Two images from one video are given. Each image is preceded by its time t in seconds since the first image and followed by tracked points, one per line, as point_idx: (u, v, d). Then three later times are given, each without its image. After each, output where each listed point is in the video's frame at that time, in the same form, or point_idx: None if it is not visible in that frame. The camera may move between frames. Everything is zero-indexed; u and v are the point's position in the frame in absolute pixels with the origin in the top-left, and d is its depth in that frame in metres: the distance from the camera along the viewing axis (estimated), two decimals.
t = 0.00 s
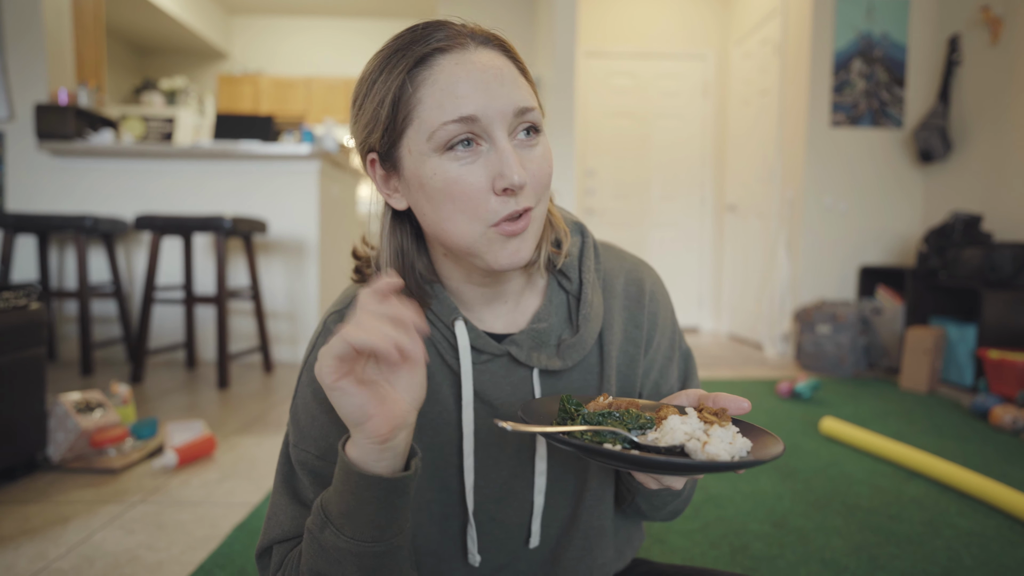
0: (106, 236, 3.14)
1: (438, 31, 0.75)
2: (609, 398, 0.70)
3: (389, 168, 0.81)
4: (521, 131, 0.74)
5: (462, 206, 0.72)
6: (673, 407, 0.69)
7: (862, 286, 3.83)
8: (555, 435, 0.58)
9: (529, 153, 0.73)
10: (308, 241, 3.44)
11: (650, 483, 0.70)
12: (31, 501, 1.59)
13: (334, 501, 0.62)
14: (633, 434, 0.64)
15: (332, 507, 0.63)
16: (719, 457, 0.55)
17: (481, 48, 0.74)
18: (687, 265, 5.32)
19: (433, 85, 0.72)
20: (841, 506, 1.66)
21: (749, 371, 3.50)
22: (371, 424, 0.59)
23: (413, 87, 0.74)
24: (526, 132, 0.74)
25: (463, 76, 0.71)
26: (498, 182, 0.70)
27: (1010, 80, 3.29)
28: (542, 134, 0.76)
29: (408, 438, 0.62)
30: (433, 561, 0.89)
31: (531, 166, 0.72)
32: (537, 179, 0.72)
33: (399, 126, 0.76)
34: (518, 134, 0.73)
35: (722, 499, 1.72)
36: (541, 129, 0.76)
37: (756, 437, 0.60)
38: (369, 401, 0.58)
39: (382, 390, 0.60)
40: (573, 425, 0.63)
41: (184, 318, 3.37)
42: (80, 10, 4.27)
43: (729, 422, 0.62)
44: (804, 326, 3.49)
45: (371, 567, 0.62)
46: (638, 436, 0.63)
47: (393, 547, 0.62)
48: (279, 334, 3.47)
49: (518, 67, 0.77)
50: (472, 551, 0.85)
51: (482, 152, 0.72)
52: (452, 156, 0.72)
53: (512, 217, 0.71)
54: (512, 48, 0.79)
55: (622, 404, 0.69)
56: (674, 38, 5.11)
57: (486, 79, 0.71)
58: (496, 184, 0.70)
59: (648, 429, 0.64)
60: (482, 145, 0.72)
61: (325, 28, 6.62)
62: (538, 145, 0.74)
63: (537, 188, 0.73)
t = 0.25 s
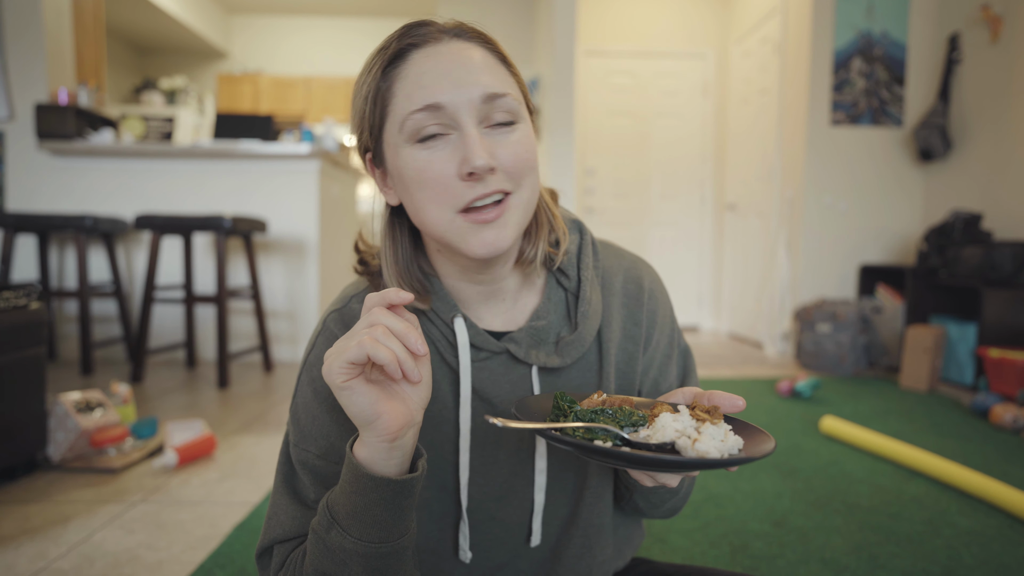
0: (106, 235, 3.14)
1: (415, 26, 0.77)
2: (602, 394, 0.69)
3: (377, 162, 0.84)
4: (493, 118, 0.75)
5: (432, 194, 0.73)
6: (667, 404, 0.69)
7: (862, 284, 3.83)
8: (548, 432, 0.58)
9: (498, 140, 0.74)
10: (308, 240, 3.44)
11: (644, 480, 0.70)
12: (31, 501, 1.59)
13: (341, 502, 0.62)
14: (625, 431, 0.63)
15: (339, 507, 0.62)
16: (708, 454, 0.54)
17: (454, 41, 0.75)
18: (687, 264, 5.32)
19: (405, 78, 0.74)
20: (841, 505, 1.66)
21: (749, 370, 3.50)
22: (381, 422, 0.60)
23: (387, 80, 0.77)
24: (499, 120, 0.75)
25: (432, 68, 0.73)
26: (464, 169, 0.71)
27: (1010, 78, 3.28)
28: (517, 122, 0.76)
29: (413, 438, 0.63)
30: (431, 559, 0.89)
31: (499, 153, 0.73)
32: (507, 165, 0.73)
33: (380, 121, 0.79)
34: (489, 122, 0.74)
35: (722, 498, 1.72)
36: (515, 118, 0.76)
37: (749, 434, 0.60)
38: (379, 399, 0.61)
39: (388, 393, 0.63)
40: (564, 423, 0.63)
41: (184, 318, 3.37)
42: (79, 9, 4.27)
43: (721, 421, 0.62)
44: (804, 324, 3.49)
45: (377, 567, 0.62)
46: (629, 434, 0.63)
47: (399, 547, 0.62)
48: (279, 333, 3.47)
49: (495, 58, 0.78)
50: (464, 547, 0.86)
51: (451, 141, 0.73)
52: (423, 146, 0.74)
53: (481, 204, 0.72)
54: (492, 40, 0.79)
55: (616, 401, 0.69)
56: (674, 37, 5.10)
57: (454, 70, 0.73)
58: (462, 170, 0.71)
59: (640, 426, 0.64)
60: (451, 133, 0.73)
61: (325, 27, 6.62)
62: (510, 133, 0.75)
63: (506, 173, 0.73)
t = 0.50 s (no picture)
0: (107, 235, 3.14)
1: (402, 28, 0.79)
2: (597, 394, 0.70)
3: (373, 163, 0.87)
4: (471, 118, 0.75)
5: (410, 194, 0.75)
6: (661, 403, 0.69)
7: (863, 284, 3.83)
8: (541, 432, 0.58)
9: (474, 140, 0.75)
10: (308, 241, 3.44)
11: (641, 481, 0.70)
12: (32, 501, 1.60)
13: (339, 501, 0.62)
14: (619, 430, 0.64)
15: (337, 506, 0.62)
16: (700, 454, 0.54)
17: (436, 41, 0.76)
18: (687, 264, 5.31)
19: (387, 81, 0.76)
20: (842, 506, 1.66)
21: (750, 370, 3.50)
22: (379, 421, 0.60)
23: (374, 84, 0.79)
24: (477, 120, 0.76)
25: (411, 70, 0.74)
26: (438, 168, 0.72)
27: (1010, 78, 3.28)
28: (497, 121, 0.77)
29: (411, 436, 0.63)
30: (431, 559, 0.89)
31: (473, 153, 0.74)
32: (482, 163, 0.74)
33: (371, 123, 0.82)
34: (466, 122, 0.75)
35: (722, 498, 1.72)
36: (495, 117, 0.77)
37: (743, 434, 0.60)
38: (376, 397, 0.61)
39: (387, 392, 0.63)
40: (558, 422, 0.63)
41: (185, 318, 3.37)
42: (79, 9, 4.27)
43: (716, 420, 0.62)
44: (805, 324, 3.49)
45: (375, 566, 0.62)
46: (623, 433, 0.63)
47: (397, 546, 0.62)
48: (280, 333, 3.48)
49: (479, 57, 0.78)
50: (465, 544, 0.86)
51: (428, 141, 0.75)
52: (402, 146, 0.76)
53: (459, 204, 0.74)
54: (479, 39, 0.80)
55: (610, 401, 0.69)
56: (674, 37, 5.10)
57: (431, 72, 0.74)
58: (436, 171, 0.73)
59: (634, 425, 0.65)
60: (428, 134, 0.75)
61: (325, 27, 6.62)
62: (489, 132, 0.76)
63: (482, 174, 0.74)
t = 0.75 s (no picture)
0: (106, 236, 3.13)
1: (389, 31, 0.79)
2: (597, 400, 0.69)
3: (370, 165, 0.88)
4: (449, 120, 0.75)
5: (390, 198, 0.76)
6: (662, 410, 0.68)
7: (863, 285, 3.82)
8: (540, 440, 0.57)
9: (451, 142, 0.74)
10: (307, 241, 3.43)
11: (642, 488, 0.69)
12: (31, 503, 1.59)
13: (338, 505, 0.62)
14: (618, 439, 0.63)
15: (336, 511, 0.62)
16: (701, 463, 0.54)
17: (417, 44, 0.76)
18: (687, 265, 5.31)
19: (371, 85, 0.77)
20: (843, 507, 1.66)
21: (750, 371, 3.49)
22: (378, 424, 0.60)
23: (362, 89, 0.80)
24: (456, 122, 0.75)
25: (390, 74, 0.74)
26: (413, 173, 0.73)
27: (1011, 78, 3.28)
28: (477, 122, 0.76)
29: (410, 439, 0.63)
30: (431, 563, 0.88)
31: (449, 156, 0.73)
32: (459, 167, 0.73)
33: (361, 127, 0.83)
34: (444, 125, 0.74)
35: (723, 500, 1.72)
36: (474, 118, 0.76)
37: (745, 442, 0.60)
38: (376, 400, 0.60)
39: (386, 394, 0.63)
40: (557, 429, 0.62)
41: (185, 319, 3.37)
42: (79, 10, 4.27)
43: (717, 428, 0.62)
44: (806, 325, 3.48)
45: (374, 571, 0.61)
46: (623, 441, 0.63)
47: (396, 551, 0.62)
48: (280, 334, 3.47)
49: (462, 57, 0.77)
50: (463, 547, 0.85)
51: (407, 144, 0.75)
52: (384, 150, 0.76)
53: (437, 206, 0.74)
54: (464, 39, 0.78)
55: (611, 407, 0.69)
56: (674, 37, 5.10)
57: (408, 75, 0.73)
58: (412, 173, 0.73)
59: (634, 433, 0.64)
60: (408, 137, 0.75)
61: (324, 27, 6.61)
62: (467, 134, 0.75)
63: (458, 175, 0.74)
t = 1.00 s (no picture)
0: (114, 239, 3.15)
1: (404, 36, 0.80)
2: (609, 404, 0.69)
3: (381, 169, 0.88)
4: (465, 123, 0.75)
5: (406, 199, 0.76)
6: (674, 415, 0.68)
7: (870, 288, 3.81)
8: (552, 444, 0.57)
9: (468, 144, 0.74)
10: (313, 244, 3.45)
11: (652, 493, 0.70)
12: (40, 504, 1.60)
13: (348, 510, 0.62)
14: (630, 442, 0.63)
15: (346, 515, 0.62)
16: (715, 467, 0.53)
17: (434, 47, 0.77)
18: (692, 267, 5.30)
19: (386, 87, 0.77)
20: (851, 512, 1.65)
21: (756, 374, 3.48)
22: (390, 429, 0.60)
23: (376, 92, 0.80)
24: (472, 125, 0.75)
25: (407, 76, 0.75)
26: (430, 173, 0.72)
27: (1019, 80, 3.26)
28: (493, 125, 0.76)
29: (421, 444, 0.63)
30: (439, 567, 0.88)
31: (466, 157, 0.73)
32: (476, 168, 0.73)
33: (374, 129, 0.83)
34: (461, 127, 0.75)
35: (729, 504, 1.71)
36: (491, 121, 0.76)
37: (758, 447, 0.60)
38: (387, 404, 0.60)
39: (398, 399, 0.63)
40: (569, 433, 0.62)
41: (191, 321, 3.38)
42: (88, 14, 4.30)
43: (730, 433, 0.62)
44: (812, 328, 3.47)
45: None
46: (635, 445, 0.62)
47: (406, 556, 0.62)
48: (286, 336, 3.48)
49: (478, 61, 0.78)
50: (470, 555, 0.84)
51: (423, 146, 0.75)
52: (400, 152, 0.76)
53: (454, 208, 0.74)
54: (479, 44, 0.79)
55: (622, 412, 0.69)
56: (679, 40, 5.10)
57: (425, 76, 0.74)
58: (429, 174, 0.73)
59: (646, 437, 0.64)
60: (424, 139, 0.75)
61: (330, 31, 6.64)
62: (484, 136, 0.75)
63: (475, 177, 0.74)
